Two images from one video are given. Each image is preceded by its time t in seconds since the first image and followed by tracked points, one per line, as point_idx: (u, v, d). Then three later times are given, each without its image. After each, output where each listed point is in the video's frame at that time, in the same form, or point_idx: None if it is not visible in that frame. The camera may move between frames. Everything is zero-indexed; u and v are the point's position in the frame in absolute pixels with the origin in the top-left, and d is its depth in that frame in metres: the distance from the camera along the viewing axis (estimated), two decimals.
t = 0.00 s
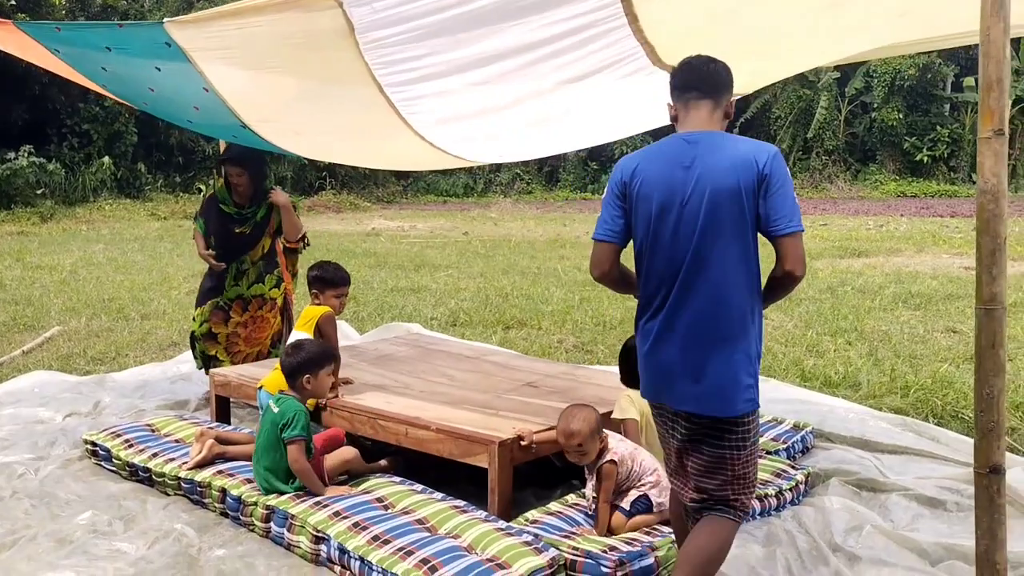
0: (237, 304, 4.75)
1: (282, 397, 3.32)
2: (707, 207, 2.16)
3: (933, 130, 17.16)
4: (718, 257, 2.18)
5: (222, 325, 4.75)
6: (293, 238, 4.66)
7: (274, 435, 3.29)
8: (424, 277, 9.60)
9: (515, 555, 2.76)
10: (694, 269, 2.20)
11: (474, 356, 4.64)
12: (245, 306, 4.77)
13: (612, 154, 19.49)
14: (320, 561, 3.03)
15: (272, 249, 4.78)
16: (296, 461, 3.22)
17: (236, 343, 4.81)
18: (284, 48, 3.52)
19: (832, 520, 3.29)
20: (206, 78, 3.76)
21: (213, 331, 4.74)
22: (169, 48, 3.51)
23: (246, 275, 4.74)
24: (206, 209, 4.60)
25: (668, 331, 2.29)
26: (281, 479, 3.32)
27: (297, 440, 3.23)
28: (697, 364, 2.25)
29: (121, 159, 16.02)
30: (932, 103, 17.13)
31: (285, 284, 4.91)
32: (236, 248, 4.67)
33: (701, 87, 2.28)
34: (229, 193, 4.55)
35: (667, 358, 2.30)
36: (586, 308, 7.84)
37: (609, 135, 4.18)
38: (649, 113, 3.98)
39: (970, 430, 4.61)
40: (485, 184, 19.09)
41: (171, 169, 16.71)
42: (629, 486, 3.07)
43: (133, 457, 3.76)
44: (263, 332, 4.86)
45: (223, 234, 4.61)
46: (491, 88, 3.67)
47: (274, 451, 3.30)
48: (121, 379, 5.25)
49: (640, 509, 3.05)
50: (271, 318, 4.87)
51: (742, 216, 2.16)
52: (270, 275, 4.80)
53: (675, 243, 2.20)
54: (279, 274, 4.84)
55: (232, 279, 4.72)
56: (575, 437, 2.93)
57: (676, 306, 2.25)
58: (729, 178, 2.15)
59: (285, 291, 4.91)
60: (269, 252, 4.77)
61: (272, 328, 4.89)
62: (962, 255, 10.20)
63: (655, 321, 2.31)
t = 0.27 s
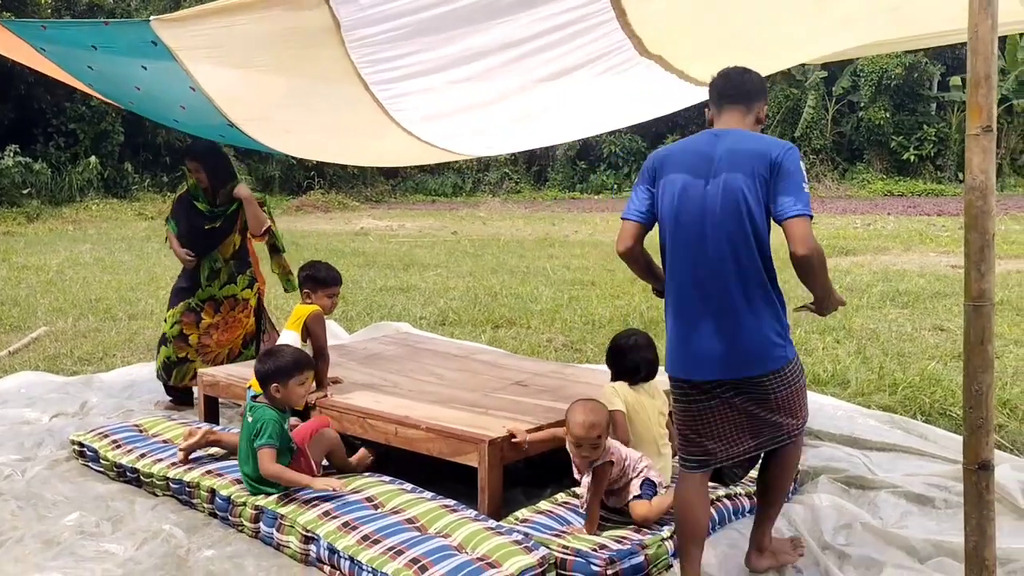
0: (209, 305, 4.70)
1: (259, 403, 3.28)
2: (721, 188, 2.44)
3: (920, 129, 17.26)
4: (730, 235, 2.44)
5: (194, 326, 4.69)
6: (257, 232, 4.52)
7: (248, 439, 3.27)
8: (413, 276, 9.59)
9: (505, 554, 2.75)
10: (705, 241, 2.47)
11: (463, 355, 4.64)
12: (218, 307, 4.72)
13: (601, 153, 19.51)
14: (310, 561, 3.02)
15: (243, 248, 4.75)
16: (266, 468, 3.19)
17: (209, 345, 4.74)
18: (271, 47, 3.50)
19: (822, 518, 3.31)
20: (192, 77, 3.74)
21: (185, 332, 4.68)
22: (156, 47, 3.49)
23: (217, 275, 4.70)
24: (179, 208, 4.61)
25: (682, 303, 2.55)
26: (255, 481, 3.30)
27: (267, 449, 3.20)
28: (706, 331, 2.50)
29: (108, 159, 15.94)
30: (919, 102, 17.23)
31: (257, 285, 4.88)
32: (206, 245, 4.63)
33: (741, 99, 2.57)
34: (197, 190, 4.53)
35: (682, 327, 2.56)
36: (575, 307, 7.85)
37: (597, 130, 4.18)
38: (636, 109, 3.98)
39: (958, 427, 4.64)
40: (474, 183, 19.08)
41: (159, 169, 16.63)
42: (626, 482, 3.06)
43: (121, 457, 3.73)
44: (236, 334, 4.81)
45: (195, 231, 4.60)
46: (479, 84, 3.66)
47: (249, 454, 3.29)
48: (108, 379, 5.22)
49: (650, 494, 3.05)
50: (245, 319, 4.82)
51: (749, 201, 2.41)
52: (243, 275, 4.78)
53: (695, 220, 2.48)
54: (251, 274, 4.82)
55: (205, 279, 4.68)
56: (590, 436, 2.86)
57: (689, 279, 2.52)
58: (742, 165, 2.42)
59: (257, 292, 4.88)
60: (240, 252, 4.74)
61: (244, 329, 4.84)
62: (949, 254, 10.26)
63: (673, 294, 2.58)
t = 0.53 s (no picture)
0: (178, 305, 4.62)
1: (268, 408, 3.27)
2: (778, 198, 2.83)
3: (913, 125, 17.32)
4: (782, 238, 2.83)
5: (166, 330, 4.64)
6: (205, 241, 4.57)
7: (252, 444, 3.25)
8: (407, 275, 9.59)
9: (501, 551, 2.76)
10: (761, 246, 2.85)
11: (459, 353, 4.64)
12: (185, 305, 4.64)
13: (595, 150, 19.51)
14: (306, 560, 3.02)
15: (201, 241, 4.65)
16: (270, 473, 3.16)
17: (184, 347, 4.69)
18: (265, 46, 3.51)
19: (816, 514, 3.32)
20: (186, 76, 3.74)
21: (163, 336, 4.66)
22: (150, 46, 3.49)
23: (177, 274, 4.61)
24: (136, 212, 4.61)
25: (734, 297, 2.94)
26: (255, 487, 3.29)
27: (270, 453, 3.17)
28: (755, 322, 2.89)
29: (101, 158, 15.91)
30: (912, 99, 17.29)
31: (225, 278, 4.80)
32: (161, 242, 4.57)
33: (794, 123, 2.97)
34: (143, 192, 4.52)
35: (733, 317, 2.94)
36: (570, 304, 7.86)
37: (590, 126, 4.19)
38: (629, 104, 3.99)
39: (951, 423, 4.66)
40: (468, 181, 19.08)
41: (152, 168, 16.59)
42: (638, 481, 3.15)
43: (117, 457, 3.73)
44: (209, 332, 4.74)
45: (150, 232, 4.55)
46: (472, 81, 3.65)
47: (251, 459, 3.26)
48: (103, 379, 5.21)
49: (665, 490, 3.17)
50: (216, 314, 4.75)
51: (802, 212, 2.80)
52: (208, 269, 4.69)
53: (752, 224, 2.87)
54: (217, 268, 4.74)
55: (166, 278, 4.60)
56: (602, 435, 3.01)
57: (744, 276, 2.90)
58: (799, 182, 2.80)
59: (226, 285, 4.80)
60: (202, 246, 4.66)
61: (219, 326, 4.77)
62: (942, 250, 10.30)
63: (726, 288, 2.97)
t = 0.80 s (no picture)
0: (158, 298, 4.67)
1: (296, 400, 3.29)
2: (810, 191, 3.09)
3: (910, 118, 17.35)
4: (821, 224, 3.07)
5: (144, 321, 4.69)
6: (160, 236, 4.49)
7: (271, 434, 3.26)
8: (406, 271, 9.60)
9: (501, 544, 2.78)
10: (795, 233, 3.11)
11: (458, 349, 4.65)
12: (162, 299, 4.67)
13: (592, 145, 19.51)
14: (307, 555, 3.03)
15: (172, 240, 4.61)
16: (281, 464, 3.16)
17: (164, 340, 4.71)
18: (260, 43, 3.51)
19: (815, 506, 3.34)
20: (182, 73, 3.74)
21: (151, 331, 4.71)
22: (146, 45, 3.49)
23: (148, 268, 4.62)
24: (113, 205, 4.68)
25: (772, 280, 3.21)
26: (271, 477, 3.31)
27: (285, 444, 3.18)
28: (793, 303, 3.16)
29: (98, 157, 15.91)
30: (909, 91, 17.31)
31: (203, 272, 4.76)
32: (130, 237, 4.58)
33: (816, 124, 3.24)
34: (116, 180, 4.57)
35: (774, 300, 3.22)
36: (568, 299, 7.87)
37: (586, 120, 4.19)
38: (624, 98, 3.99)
39: (949, 414, 4.68)
40: (465, 177, 19.07)
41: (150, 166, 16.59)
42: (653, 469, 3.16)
43: (117, 454, 3.74)
44: (185, 325, 4.72)
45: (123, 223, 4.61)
46: (468, 77, 3.66)
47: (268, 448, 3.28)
48: (102, 377, 5.22)
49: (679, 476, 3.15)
50: (192, 309, 4.72)
51: (837, 200, 3.06)
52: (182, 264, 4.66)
53: (791, 211, 3.12)
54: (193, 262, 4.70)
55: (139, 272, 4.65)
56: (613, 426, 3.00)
57: (779, 262, 3.17)
58: (833, 174, 3.07)
59: (204, 280, 4.77)
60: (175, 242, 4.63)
61: (196, 320, 4.75)
62: (940, 242, 10.32)
63: (766, 274, 3.24)
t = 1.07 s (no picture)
0: (148, 291, 4.66)
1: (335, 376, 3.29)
2: (827, 187, 3.40)
3: (910, 109, 17.31)
4: (841, 214, 3.38)
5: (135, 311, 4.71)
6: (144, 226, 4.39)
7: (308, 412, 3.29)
8: (406, 265, 9.60)
9: (503, 537, 2.78)
10: (819, 228, 3.40)
11: (458, 343, 4.65)
12: (155, 295, 4.66)
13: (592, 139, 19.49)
14: (309, 549, 3.03)
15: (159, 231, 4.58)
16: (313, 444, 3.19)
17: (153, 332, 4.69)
18: (257, 37, 3.49)
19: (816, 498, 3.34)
20: (179, 67, 3.73)
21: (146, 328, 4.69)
22: (143, 40, 3.48)
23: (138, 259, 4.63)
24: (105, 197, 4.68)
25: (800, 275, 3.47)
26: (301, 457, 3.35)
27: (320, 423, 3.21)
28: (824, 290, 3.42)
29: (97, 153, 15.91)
30: (910, 82, 17.28)
31: (193, 269, 4.66)
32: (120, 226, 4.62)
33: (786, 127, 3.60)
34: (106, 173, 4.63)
35: (804, 291, 3.47)
36: (569, 293, 7.87)
37: (584, 112, 4.18)
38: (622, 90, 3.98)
39: (951, 405, 4.67)
40: (465, 172, 19.04)
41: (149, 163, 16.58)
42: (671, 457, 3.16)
43: (117, 450, 3.74)
44: (169, 321, 4.65)
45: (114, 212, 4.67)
46: (467, 68, 3.65)
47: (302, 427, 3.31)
48: (102, 373, 5.21)
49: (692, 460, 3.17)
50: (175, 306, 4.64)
51: (850, 192, 3.39)
52: (169, 258, 4.61)
53: (811, 206, 3.41)
54: (180, 257, 4.62)
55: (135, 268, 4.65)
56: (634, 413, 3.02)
57: (808, 255, 3.44)
58: (841, 168, 3.40)
59: (193, 277, 4.66)
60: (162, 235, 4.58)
61: (181, 317, 4.65)
62: (941, 234, 10.30)
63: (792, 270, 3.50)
